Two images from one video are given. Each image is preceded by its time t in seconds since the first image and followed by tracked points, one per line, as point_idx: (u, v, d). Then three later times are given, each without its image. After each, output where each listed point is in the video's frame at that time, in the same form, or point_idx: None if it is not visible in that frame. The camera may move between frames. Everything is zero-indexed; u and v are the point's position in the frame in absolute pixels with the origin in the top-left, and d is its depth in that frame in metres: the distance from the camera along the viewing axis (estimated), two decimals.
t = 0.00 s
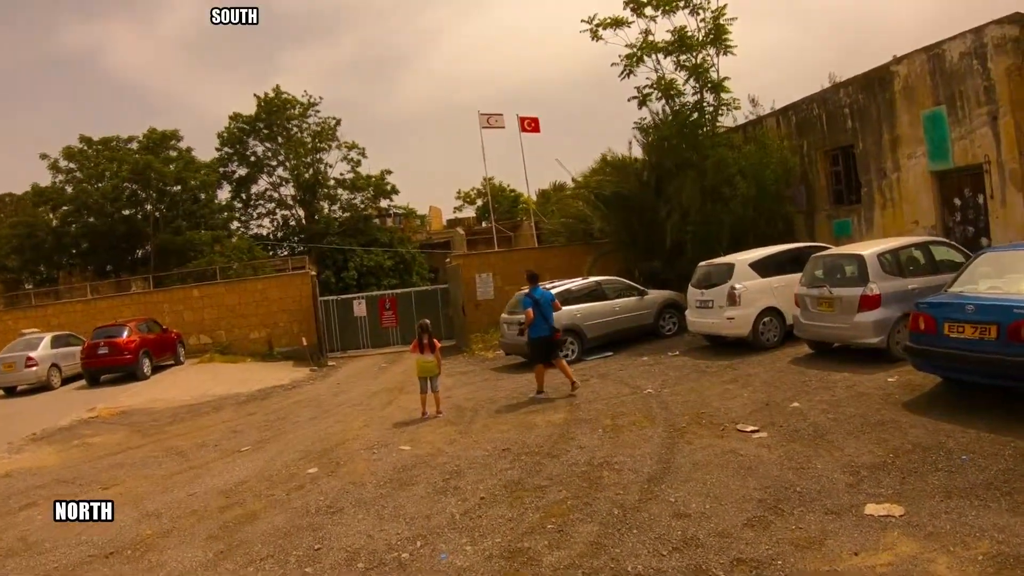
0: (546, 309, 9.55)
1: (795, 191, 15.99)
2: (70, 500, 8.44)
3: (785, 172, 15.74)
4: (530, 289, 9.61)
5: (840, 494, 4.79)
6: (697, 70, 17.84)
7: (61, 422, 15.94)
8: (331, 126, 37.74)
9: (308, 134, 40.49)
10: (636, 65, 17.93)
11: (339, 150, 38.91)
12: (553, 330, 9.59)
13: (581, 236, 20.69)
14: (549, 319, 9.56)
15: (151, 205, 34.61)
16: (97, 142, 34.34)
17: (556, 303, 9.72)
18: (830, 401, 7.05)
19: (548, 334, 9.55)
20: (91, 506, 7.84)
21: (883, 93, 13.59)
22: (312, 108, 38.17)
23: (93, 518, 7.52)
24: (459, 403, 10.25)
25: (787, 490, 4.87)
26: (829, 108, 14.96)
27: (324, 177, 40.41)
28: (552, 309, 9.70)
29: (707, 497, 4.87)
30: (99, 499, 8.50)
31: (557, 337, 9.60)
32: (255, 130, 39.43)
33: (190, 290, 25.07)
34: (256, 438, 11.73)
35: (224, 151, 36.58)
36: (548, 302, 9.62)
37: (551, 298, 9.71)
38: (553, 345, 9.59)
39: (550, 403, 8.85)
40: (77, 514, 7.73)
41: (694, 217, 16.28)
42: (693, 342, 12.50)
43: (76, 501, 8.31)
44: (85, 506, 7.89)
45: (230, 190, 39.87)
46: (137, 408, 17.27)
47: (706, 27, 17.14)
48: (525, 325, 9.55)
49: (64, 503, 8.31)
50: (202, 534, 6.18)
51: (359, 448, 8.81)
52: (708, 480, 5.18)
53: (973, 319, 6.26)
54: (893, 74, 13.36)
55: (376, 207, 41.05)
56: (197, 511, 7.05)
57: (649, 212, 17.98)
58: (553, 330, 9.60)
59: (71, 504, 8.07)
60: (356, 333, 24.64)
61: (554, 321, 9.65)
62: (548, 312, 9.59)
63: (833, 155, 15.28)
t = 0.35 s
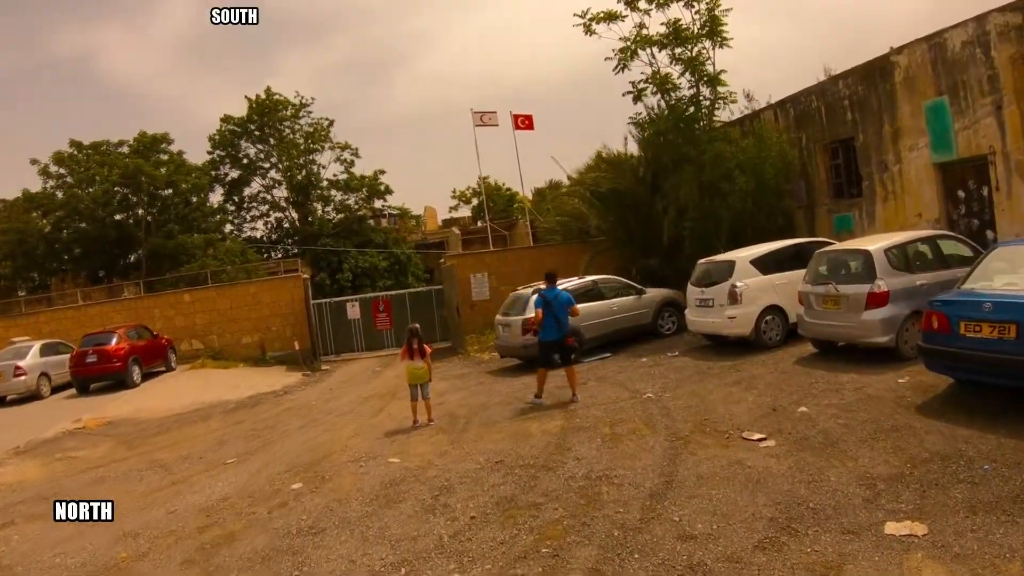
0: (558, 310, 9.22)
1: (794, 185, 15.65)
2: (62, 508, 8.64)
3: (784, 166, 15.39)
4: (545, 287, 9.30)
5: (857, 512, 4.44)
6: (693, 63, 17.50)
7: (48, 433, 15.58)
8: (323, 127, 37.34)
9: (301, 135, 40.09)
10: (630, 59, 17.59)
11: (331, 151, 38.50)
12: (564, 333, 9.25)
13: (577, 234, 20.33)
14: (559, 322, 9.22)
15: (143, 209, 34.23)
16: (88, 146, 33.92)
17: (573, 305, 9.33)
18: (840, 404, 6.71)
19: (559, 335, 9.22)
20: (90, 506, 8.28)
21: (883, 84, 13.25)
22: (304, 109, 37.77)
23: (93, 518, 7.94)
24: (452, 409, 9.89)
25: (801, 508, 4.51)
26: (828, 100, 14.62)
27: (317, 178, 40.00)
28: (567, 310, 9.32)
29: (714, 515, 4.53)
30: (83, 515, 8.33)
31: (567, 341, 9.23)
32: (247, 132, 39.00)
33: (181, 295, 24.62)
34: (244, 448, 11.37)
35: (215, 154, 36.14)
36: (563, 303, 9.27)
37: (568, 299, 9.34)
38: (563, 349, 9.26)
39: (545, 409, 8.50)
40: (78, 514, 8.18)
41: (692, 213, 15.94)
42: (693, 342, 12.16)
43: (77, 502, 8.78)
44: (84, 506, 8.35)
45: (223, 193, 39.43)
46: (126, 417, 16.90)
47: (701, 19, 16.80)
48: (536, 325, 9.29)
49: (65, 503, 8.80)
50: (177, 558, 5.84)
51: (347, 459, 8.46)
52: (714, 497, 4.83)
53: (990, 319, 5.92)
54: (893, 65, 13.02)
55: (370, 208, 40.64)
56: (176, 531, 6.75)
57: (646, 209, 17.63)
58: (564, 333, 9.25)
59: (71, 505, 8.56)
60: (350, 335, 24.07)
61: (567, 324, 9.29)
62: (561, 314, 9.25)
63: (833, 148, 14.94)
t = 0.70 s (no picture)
0: (554, 302, 8.88)
1: (792, 178, 15.34)
2: (35, 516, 8.32)
3: (782, 158, 15.08)
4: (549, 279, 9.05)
5: (866, 529, 4.14)
6: (688, 54, 17.14)
7: (30, 434, 15.23)
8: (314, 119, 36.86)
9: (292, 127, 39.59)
10: (625, 49, 17.22)
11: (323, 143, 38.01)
12: (557, 328, 8.81)
13: (571, 227, 19.99)
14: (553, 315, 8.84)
15: (133, 201, 33.68)
16: (76, 139, 33.35)
17: (572, 300, 8.87)
18: (842, 407, 6.42)
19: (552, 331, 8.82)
20: (90, 505, 8.26)
21: (884, 75, 12.92)
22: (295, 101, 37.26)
23: (93, 518, 7.90)
24: (440, 410, 9.57)
25: (804, 524, 4.21)
26: (827, 92, 14.29)
27: (309, 171, 39.51)
28: (565, 305, 8.90)
29: (712, 532, 4.22)
30: (65, 522, 7.99)
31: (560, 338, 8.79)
32: (237, 125, 38.46)
33: (169, 290, 24.17)
34: (228, 450, 11.03)
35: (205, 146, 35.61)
36: (560, 296, 8.90)
37: (568, 294, 8.92)
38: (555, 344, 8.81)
39: (536, 411, 8.18)
40: (77, 514, 8.14)
41: (687, 206, 15.62)
42: (689, 338, 11.86)
43: (76, 501, 8.74)
44: (85, 506, 8.33)
45: (214, 186, 38.93)
46: (111, 416, 16.54)
47: (697, 9, 16.44)
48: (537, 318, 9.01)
49: (64, 503, 8.75)
50: (145, 573, 5.53)
51: (331, 463, 8.13)
52: (712, 512, 4.52)
53: (1004, 321, 5.62)
54: (894, 55, 12.69)
55: (362, 200, 40.24)
56: (148, 544, 6.43)
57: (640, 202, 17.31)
58: (557, 328, 8.81)
59: (71, 504, 8.53)
60: (340, 330, 23.79)
61: (563, 319, 8.83)
62: (557, 307, 8.87)
63: (832, 140, 14.63)
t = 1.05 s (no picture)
0: (544, 308, 8.60)
1: (786, 180, 15.11)
2: None
3: (776, 161, 14.83)
4: (543, 283, 8.76)
5: (875, 555, 3.82)
6: (682, 54, 16.87)
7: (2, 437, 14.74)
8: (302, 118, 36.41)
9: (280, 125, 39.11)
10: (618, 48, 16.93)
11: (311, 142, 37.53)
12: (549, 335, 8.54)
13: (561, 229, 19.69)
14: (545, 321, 8.57)
15: (118, 198, 33.07)
16: (61, 136, 32.76)
17: (562, 305, 8.51)
18: (843, 420, 6.12)
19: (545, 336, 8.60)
20: (90, 505, 8.15)
21: (880, 77, 12.68)
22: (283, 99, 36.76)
23: (94, 518, 7.82)
24: (423, 417, 9.22)
25: (809, 550, 3.89)
26: (822, 93, 14.06)
27: (297, 170, 39.03)
28: (555, 310, 8.56)
29: (708, 560, 3.89)
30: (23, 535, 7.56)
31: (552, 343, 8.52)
32: (225, 123, 37.91)
33: (152, 289, 23.65)
34: (204, 457, 10.63)
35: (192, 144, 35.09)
36: (550, 301, 8.58)
37: (557, 298, 8.57)
38: (550, 350, 8.58)
39: (523, 420, 7.86)
40: (77, 514, 8.06)
41: (679, 209, 15.34)
42: (680, 344, 11.56)
43: (75, 501, 8.63)
44: (84, 505, 8.24)
45: (200, 184, 38.39)
46: (86, 420, 16.06)
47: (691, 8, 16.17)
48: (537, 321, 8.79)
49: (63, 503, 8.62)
50: None
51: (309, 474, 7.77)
52: (709, 535, 4.18)
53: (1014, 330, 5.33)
54: (891, 57, 12.46)
55: (351, 200, 39.88)
56: (110, 560, 6.05)
57: (631, 204, 17.02)
58: (549, 334, 8.55)
59: (70, 504, 8.40)
60: (326, 335, 23.25)
61: (554, 325, 8.53)
62: (548, 313, 8.58)
63: (827, 143, 14.42)
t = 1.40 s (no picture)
0: (536, 319, 8.30)
1: (777, 191, 14.91)
2: None
3: (767, 171, 14.61)
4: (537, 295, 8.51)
5: None
6: (672, 62, 16.66)
7: None
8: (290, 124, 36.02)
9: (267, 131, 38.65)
10: (608, 55, 16.69)
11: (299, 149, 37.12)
12: (540, 347, 8.19)
13: (548, 238, 19.38)
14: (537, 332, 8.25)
15: (105, 202, 32.38)
16: (47, 138, 32.10)
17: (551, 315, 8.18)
18: (843, 440, 5.78)
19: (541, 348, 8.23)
20: (91, 507, 8.42)
21: (875, 85, 12.56)
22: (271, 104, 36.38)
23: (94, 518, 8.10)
24: (403, 433, 8.83)
25: None
26: (816, 102, 13.90)
27: (284, 177, 38.54)
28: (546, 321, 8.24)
29: None
30: None
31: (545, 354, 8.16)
32: (212, 128, 37.42)
33: (133, 296, 22.99)
34: (174, 473, 10.15)
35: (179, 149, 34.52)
36: (541, 312, 8.28)
37: (547, 308, 8.27)
38: (542, 364, 8.19)
39: (507, 437, 7.51)
40: (78, 514, 8.31)
41: (668, 219, 15.04)
42: (669, 357, 11.24)
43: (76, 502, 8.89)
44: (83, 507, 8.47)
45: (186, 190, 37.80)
46: (58, 430, 15.50)
47: (682, 15, 15.95)
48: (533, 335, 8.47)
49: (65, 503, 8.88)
50: None
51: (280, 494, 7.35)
52: (704, 571, 3.82)
53: None
54: (886, 66, 12.31)
55: (338, 208, 39.50)
56: None
57: (620, 214, 16.73)
58: (540, 346, 8.19)
59: (71, 505, 8.66)
60: (308, 344, 23.06)
61: (545, 336, 8.19)
62: (540, 324, 8.27)
63: (819, 152, 14.27)
